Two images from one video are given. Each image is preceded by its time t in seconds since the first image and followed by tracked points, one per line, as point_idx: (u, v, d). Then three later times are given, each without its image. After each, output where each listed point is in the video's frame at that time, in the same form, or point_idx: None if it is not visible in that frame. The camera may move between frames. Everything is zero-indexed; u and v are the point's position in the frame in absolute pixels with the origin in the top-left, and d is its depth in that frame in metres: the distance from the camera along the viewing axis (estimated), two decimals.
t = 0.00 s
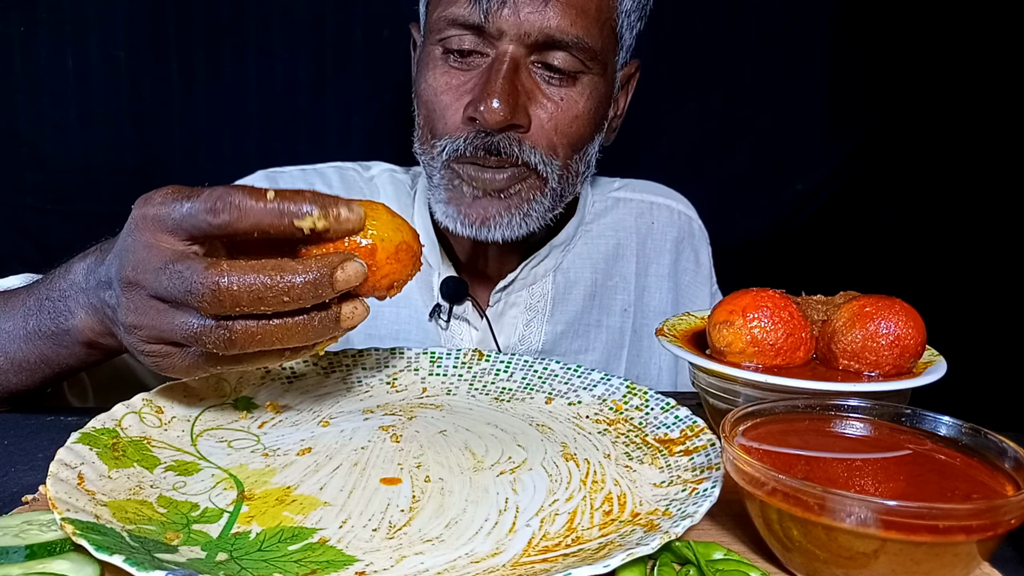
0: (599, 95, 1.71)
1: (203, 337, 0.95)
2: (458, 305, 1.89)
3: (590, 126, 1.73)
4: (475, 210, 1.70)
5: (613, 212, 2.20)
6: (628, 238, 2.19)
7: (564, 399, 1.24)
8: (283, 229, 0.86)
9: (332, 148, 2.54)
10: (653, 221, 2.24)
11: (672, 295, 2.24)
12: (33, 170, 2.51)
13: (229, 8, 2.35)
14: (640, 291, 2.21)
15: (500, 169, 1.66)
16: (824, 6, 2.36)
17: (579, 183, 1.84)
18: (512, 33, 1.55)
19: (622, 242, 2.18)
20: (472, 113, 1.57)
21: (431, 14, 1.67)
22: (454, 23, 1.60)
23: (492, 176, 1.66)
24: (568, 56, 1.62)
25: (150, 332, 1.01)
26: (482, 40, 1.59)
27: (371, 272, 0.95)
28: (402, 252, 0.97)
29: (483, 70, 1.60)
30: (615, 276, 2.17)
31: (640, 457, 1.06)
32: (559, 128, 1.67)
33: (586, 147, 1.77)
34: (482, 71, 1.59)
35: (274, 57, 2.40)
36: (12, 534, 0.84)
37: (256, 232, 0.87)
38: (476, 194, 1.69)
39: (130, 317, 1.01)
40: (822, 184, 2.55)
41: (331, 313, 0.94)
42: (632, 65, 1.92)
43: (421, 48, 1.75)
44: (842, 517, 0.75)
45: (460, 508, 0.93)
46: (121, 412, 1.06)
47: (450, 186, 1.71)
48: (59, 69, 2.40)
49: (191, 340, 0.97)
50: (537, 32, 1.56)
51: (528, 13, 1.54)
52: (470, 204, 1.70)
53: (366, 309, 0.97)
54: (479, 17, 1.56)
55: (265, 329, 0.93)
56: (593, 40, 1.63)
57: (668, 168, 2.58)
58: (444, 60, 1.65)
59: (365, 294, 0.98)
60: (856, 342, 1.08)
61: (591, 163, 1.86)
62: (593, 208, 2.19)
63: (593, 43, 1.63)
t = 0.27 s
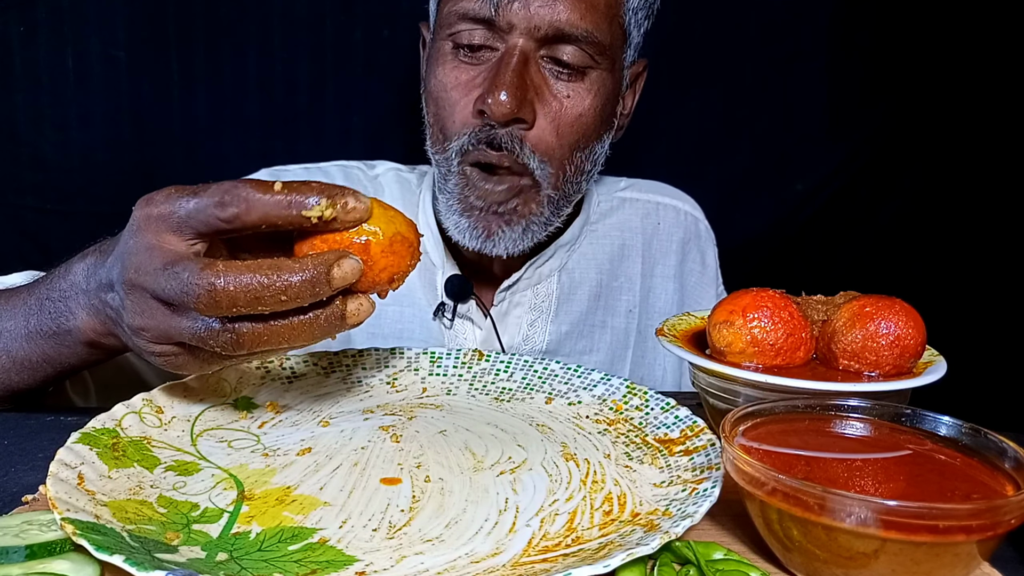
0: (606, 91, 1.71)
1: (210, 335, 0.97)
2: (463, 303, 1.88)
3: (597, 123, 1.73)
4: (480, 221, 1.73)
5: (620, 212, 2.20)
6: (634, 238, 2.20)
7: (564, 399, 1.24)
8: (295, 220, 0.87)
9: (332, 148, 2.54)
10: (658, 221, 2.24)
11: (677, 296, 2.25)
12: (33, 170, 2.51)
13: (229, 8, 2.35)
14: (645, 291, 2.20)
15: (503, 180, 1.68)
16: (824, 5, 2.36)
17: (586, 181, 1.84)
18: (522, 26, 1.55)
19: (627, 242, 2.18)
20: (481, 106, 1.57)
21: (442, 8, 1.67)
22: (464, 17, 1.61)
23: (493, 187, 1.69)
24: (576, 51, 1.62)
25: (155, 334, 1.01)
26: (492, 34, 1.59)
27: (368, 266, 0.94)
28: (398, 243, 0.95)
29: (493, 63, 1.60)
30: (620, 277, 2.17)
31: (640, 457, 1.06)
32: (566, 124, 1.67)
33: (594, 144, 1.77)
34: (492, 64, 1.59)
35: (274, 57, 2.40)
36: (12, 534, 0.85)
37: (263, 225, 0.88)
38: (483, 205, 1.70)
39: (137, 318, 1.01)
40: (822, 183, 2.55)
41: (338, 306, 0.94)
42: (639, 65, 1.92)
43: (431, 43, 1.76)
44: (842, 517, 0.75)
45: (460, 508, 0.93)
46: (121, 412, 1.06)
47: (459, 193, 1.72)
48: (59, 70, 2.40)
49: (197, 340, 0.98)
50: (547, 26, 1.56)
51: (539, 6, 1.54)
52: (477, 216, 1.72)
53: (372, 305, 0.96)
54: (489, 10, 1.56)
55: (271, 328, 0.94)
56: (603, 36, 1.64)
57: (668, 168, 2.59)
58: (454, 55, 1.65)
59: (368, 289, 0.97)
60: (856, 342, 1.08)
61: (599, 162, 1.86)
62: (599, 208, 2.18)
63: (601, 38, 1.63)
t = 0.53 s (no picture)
0: (601, 91, 1.71)
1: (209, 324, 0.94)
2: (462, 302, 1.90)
3: (592, 123, 1.73)
4: (478, 219, 1.71)
5: (620, 209, 2.20)
6: (635, 236, 2.19)
7: (564, 399, 1.24)
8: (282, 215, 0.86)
9: (332, 148, 2.54)
10: (660, 220, 2.24)
11: (678, 295, 2.25)
12: (32, 170, 2.51)
13: (229, 7, 2.35)
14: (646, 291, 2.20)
15: (502, 177, 1.68)
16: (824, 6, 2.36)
17: (583, 181, 1.84)
18: (514, 28, 1.55)
19: (628, 240, 2.18)
20: (476, 110, 1.58)
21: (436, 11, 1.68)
22: (457, 20, 1.61)
23: (494, 184, 1.68)
24: (570, 52, 1.62)
25: (151, 320, 0.98)
26: (485, 37, 1.59)
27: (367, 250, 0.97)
28: (388, 225, 1.00)
29: (487, 66, 1.61)
30: (621, 275, 2.17)
31: (640, 457, 1.06)
32: (561, 125, 1.67)
33: (589, 143, 1.77)
34: (486, 68, 1.60)
35: (274, 57, 2.40)
36: (13, 534, 0.84)
37: (252, 219, 0.86)
38: (480, 201, 1.69)
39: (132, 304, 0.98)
40: (823, 183, 2.55)
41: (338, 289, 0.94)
42: (637, 62, 1.92)
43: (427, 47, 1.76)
44: (842, 517, 0.75)
45: (460, 508, 0.93)
46: (121, 412, 1.06)
47: (455, 191, 1.72)
48: (59, 69, 2.40)
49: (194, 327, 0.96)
50: (539, 27, 1.56)
51: (530, 8, 1.54)
52: (475, 214, 1.71)
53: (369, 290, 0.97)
54: (482, 13, 1.56)
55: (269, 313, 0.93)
56: (596, 36, 1.63)
57: (668, 168, 2.59)
58: (449, 57, 1.66)
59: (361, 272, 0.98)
60: (856, 342, 1.08)
61: (595, 161, 1.86)
62: (599, 206, 2.17)
63: (595, 38, 1.63)
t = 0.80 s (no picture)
0: (583, 94, 1.67)
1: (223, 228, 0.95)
2: (469, 301, 1.89)
3: (574, 128, 1.69)
4: (467, 228, 1.73)
5: (632, 208, 2.19)
6: (647, 236, 2.18)
7: (564, 399, 1.24)
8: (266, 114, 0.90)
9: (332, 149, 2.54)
10: (671, 220, 2.23)
11: (688, 296, 2.25)
12: (33, 170, 2.51)
13: (229, 8, 2.35)
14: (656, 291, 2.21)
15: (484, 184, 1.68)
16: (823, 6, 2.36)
17: (574, 186, 1.82)
18: (480, 39, 1.56)
19: (639, 240, 2.17)
20: (446, 122, 1.58)
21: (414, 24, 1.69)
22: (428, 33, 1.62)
23: (478, 194, 1.69)
24: (543, 58, 1.60)
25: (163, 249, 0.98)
26: (455, 48, 1.60)
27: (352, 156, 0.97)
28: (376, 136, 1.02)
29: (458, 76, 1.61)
30: (631, 276, 2.16)
31: (640, 457, 1.06)
32: (540, 133, 1.65)
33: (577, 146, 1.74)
34: (457, 78, 1.60)
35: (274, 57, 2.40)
36: (12, 534, 0.84)
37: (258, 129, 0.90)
38: (465, 212, 1.72)
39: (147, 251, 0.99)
40: (823, 184, 2.55)
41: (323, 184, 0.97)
42: (636, 53, 1.90)
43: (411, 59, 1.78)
44: (841, 518, 0.75)
45: (460, 508, 0.93)
46: (121, 412, 1.06)
47: (447, 204, 1.74)
48: (60, 69, 2.40)
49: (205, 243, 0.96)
50: (505, 36, 1.55)
51: (494, 17, 1.54)
52: (467, 224, 1.73)
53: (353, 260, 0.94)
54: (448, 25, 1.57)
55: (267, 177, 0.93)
56: (568, 41, 1.60)
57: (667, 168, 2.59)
58: (425, 66, 1.65)
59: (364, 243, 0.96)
60: (856, 342, 1.08)
61: (591, 163, 1.84)
62: (612, 205, 2.16)
63: (566, 42, 1.60)
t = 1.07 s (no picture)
0: (597, 89, 1.70)
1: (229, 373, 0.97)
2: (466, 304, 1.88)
3: (588, 123, 1.71)
4: (466, 221, 1.70)
5: (630, 209, 2.20)
6: (644, 237, 2.19)
7: (564, 399, 1.24)
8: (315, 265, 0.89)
9: (332, 148, 2.53)
10: (669, 221, 2.23)
11: (688, 297, 2.25)
12: (32, 170, 2.51)
13: (230, 8, 2.35)
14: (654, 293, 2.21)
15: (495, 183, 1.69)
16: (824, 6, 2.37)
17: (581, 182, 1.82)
18: (501, 27, 1.55)
19: (637, 242, 2.18)
20: (463, 111, 1.57)
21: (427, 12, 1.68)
22: (445, 23, 1.61)
23: (484, 196, 1.68)
24: (562, 50, 1.61)
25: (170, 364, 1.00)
26: (473, 37, 1.59)
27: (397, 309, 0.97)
28: (421, 279, 0.99)
29: (475, 67, 1.61)
30: (629, 277, 2.17)
31: (640, 457, 1.06)
32: (555, 125, 1.66)
33: (588, 143, 1.75)
34: (475, 69, 1.60)
35: (274, 57, 2.40)
36: (12, 534, 0.84)
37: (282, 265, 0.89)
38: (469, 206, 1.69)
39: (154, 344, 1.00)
40: (823, 183, 2.55)
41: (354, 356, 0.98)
42: (639, 57, 1.92)
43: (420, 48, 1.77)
44: (842, 517, 0.75)
45: (460, 509, 0.93)
46: (121, 412, 1.06)
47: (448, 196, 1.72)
48: (59, 69, 2.40)
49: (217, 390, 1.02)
50: (527, 25, 1.55)
51: (518, 7, 1.54)
52: (462, 214, 1.70)
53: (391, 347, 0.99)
54: (468, 13, 1.56)
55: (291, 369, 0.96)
56: (588, 33, 1.62)
57: (668, 167, 2.59)
58: (439, 59, 1.66)
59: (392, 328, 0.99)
60: (856, 342, 1.08)
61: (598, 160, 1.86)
62: (609, 206, 2.18)
63: (587, 35, 1.62)
